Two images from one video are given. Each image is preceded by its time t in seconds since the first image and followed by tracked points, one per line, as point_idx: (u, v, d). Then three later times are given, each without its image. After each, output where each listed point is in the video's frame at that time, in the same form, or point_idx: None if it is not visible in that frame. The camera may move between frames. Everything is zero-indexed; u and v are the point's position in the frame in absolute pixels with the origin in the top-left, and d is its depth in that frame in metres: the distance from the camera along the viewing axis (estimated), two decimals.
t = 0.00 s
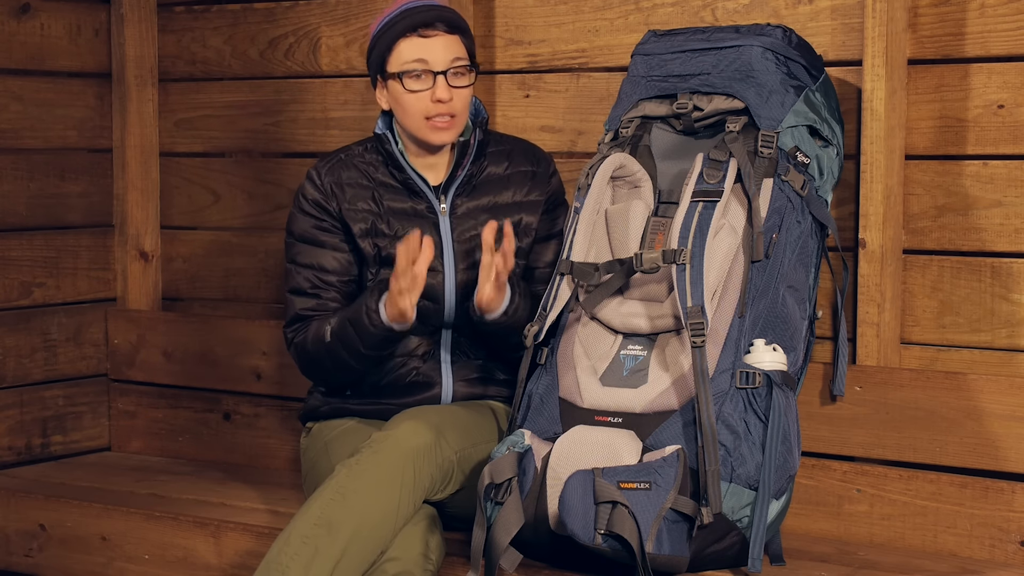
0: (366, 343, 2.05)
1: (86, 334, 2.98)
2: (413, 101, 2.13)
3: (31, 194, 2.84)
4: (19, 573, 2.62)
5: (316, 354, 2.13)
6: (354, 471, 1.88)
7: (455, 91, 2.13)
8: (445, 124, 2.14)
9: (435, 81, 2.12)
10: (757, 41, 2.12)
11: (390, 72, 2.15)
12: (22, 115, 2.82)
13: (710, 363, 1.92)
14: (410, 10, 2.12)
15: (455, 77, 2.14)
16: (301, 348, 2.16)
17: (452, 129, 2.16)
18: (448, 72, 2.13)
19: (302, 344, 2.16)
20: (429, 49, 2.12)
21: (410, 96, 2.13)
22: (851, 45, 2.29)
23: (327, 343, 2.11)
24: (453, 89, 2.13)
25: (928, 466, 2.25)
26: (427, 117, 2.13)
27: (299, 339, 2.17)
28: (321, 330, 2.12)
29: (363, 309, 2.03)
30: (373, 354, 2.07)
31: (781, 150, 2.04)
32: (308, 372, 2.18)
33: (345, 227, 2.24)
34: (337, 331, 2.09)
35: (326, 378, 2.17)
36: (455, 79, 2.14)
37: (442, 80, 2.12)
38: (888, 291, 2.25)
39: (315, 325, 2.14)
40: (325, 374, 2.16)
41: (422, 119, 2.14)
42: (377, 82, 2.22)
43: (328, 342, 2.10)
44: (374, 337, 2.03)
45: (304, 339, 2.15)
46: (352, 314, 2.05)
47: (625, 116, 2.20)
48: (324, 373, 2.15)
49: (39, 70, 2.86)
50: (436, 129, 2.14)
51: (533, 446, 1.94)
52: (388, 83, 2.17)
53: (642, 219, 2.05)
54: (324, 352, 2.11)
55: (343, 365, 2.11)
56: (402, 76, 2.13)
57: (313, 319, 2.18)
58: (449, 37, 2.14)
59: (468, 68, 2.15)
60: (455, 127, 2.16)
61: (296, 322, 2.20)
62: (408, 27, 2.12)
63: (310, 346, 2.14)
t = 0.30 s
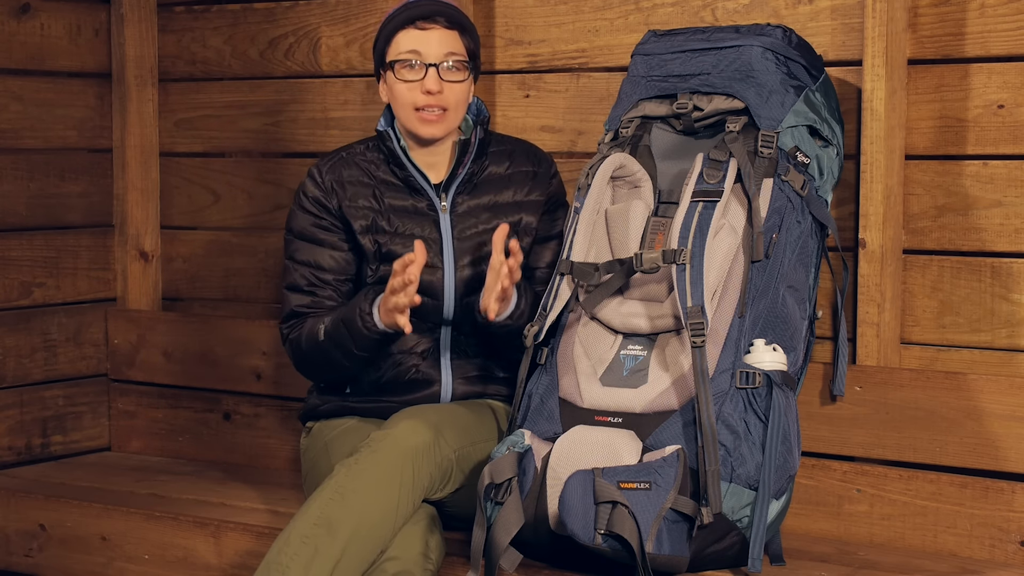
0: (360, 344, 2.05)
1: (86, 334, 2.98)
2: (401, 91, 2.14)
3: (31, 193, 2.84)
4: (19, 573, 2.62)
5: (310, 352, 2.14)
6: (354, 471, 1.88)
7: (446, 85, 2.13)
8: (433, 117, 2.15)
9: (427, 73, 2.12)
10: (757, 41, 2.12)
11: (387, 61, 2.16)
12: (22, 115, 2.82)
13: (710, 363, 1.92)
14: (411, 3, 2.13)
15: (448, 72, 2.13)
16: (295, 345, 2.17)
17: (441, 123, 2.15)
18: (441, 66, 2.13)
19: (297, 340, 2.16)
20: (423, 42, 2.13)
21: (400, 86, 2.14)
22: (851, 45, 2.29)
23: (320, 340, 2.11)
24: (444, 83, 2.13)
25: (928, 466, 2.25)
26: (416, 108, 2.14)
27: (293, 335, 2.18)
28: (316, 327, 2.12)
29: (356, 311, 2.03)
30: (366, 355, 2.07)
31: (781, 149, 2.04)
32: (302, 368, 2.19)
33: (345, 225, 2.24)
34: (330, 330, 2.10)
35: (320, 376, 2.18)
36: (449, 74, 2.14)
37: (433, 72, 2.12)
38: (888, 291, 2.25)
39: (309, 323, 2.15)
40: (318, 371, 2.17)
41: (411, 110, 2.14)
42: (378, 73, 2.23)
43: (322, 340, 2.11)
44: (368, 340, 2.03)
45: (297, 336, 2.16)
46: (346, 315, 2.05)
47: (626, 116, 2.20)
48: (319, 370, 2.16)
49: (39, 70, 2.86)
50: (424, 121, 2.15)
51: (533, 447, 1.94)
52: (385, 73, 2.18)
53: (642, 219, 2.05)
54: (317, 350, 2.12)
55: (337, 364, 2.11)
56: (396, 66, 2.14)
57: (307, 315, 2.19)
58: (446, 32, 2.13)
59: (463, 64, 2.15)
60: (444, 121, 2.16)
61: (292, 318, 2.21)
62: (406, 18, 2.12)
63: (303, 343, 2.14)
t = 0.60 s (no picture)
0: (362, 263, 2.07)
1: (86, 334, 2.98)
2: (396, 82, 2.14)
3: (31, 193, 2.84)
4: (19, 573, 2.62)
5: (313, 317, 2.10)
6: (354, 471, 1.88)
7: (445, 76, 2.13)
8: (433, 106, 2.13)
9: (425, 63, 2.12)
10: (757, 41, 2.12)
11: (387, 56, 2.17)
12: (22, 115, 2.82)
13: (710, 363, 1.92)
14: None
15: (447, 63, 2.13)
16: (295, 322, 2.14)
17: (440, 113, 2.14)
18: (439, 56, 2.13)
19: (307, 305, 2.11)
20: (422, 33, 2.14)
21: (399, 77, 2.13)
22: (851, 45, 2.29)
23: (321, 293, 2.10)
24: (443, 73, 2.13)
25: (928, 466, 2.25)
26: (415, 99, 2.13)
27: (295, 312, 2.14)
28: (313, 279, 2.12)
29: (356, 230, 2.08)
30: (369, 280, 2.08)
31: (781, 149, 2.04)
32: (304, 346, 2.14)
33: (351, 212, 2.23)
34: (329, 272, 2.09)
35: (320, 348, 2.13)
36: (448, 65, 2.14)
37: (432, 62, 2.12)
38: (888, 291, 2.25)
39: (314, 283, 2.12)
40: (322, 344, 2.12)
41: (410, 100, 2.13)
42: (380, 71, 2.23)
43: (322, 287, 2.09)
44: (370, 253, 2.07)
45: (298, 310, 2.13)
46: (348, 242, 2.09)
47: (625, 116, 2.20)
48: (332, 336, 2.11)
49: (39, 70, 2.86)
50: (424, 110, 2.14)
51: (533, 446, 1.94)
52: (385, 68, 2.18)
53: (642, 219, 2.04)
54: (317, 308, 2.10)
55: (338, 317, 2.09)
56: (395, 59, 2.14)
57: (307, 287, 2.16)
58: (445, 24, 2.15)
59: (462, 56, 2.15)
60: (444, 111, 2.15)
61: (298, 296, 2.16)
62: (406, 11, 2.14)
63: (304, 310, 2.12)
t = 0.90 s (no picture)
0: (351, 161, 2.11)
1: (86, 334, 2.98)
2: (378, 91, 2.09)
3: (31, 194, 2.84)
4: (19, 573, 2.62)
5: (310, 240, 2.15)
6: (354, 471, 1.88)
7: (450, 90, 2.15)
8: (436, 119, 2.16)
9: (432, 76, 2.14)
10: (758, 41, 2.12)
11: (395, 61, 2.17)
12: (22, 115, 2.82)
13: (710, 363, 1.92)
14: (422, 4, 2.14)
15: (454, 77, 2.15)
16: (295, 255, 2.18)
17: (443, 126, 2.17)
18: (447, 70, 2.14)
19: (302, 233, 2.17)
20: (431, 44, 2.13)
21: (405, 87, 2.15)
22: (851, 45, 2.29)
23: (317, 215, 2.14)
24: (449, 87, 2.14)
25: (928, 466, 2.25)
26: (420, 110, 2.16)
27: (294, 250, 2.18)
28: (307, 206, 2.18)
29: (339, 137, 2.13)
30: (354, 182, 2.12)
31: (781, 149, 2.04)
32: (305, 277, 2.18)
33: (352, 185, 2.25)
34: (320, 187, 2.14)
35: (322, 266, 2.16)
36: (454, 78, 2.15)
37: (438, 76, 2.13)
38: (888, 291, 2.25)
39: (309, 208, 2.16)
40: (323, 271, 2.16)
41: (414, 111, 2.16)
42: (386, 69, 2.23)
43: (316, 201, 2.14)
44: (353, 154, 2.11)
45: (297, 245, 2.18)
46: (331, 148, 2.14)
47: (625, 116, 2.20)
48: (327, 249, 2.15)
49: (39, 70, 2.86)
50: (427, 123, 2.17)
51: (533, 446, 1.94)
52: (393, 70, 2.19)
53: (642, 219, 2.04)
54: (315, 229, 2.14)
55: (333, 230, 2.14)
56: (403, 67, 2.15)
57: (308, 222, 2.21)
58: (455, 35, 2.14)
59: (470, 70, 2.16)
60: (447, 124, 2.18)
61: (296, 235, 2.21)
62: (416, 19, 2.13)
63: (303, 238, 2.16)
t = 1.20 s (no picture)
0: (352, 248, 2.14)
1: (86, 334, 2.98)
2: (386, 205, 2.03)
3: (31, 194, 2.84)
4: (19, 573, 2.62)
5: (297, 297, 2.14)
6: (354, 471, 1.88)
7: (450, 111, 2.12)
8: (435, 140, 2.14)
9: (433, 97, 2.11)
10: (757, 41, 2.12)
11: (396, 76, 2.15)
12: (22, 115, 2.82)
13: (710, 363, 1.92)
14: (426, 22, 2.10)
15: (454, 97, 2.12)
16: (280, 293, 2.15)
17: (443, 146, 2.16)
18: (447, 91, 2.11)
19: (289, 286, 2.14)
20: (433, 65, 2.10)
21: (406, 105, 2.13)
22: (851, 45, 2.29)
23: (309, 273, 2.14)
24: (449, 109, 2.12)
25: (928, 466, 2.25)
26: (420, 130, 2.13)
27: (281, 288, 2.15)
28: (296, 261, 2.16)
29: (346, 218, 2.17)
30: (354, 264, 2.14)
31: (781, 149, 2.04)
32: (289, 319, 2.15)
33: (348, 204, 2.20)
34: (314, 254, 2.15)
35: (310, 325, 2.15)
36: (455, 98, 2.13)
37: (439, 98, 2.11)
38: (888, 291, 2.25)
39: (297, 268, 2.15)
40: (307, 329, 2.15)
41: (414, 131, 2.14)
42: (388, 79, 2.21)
43: (310, 270, 2.13)
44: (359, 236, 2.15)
45: (283, 286, 2.15)
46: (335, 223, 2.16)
47: (625, 116, 2.20)
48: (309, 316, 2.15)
49: (39, 70, 2.86)
50: (427, 144, 2.15)
51: (533, 447, 1.94)
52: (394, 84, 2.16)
53: (642, 219, 2.04)
54: (306, 288, 2.13)
55: (322, 304, 2.14)
56: (404, 85, 2.12)
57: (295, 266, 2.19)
58: (457, 56, 2.11)
59: (470, 90, 2.13)
60: (447, 143, 2.16)
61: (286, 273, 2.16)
62: (418, 38, 2.10)
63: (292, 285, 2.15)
